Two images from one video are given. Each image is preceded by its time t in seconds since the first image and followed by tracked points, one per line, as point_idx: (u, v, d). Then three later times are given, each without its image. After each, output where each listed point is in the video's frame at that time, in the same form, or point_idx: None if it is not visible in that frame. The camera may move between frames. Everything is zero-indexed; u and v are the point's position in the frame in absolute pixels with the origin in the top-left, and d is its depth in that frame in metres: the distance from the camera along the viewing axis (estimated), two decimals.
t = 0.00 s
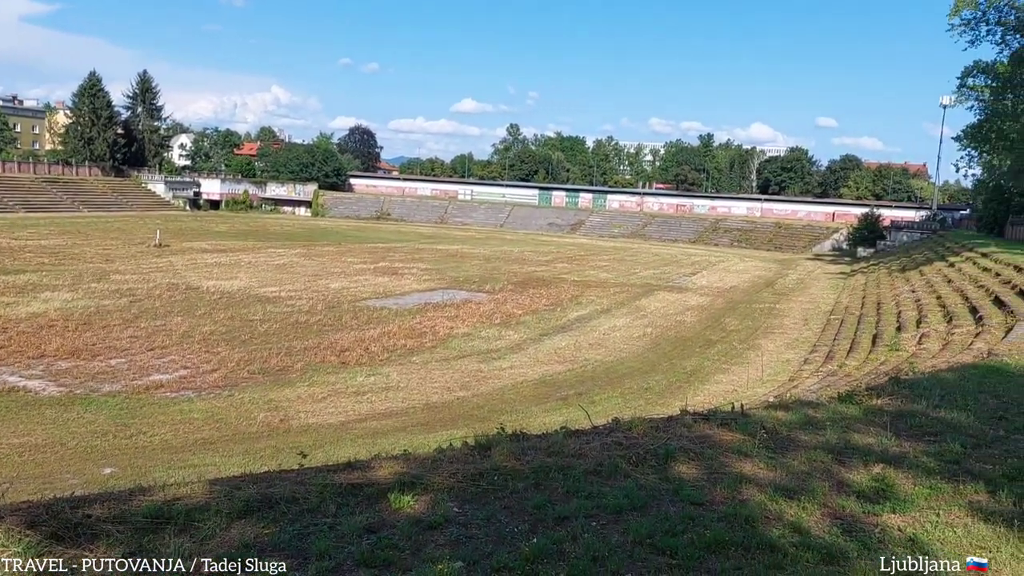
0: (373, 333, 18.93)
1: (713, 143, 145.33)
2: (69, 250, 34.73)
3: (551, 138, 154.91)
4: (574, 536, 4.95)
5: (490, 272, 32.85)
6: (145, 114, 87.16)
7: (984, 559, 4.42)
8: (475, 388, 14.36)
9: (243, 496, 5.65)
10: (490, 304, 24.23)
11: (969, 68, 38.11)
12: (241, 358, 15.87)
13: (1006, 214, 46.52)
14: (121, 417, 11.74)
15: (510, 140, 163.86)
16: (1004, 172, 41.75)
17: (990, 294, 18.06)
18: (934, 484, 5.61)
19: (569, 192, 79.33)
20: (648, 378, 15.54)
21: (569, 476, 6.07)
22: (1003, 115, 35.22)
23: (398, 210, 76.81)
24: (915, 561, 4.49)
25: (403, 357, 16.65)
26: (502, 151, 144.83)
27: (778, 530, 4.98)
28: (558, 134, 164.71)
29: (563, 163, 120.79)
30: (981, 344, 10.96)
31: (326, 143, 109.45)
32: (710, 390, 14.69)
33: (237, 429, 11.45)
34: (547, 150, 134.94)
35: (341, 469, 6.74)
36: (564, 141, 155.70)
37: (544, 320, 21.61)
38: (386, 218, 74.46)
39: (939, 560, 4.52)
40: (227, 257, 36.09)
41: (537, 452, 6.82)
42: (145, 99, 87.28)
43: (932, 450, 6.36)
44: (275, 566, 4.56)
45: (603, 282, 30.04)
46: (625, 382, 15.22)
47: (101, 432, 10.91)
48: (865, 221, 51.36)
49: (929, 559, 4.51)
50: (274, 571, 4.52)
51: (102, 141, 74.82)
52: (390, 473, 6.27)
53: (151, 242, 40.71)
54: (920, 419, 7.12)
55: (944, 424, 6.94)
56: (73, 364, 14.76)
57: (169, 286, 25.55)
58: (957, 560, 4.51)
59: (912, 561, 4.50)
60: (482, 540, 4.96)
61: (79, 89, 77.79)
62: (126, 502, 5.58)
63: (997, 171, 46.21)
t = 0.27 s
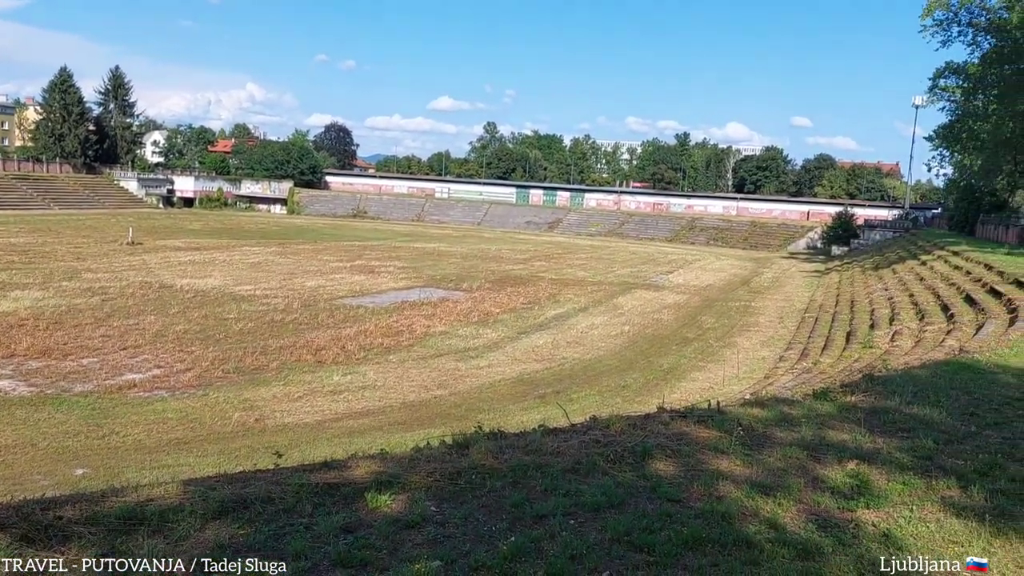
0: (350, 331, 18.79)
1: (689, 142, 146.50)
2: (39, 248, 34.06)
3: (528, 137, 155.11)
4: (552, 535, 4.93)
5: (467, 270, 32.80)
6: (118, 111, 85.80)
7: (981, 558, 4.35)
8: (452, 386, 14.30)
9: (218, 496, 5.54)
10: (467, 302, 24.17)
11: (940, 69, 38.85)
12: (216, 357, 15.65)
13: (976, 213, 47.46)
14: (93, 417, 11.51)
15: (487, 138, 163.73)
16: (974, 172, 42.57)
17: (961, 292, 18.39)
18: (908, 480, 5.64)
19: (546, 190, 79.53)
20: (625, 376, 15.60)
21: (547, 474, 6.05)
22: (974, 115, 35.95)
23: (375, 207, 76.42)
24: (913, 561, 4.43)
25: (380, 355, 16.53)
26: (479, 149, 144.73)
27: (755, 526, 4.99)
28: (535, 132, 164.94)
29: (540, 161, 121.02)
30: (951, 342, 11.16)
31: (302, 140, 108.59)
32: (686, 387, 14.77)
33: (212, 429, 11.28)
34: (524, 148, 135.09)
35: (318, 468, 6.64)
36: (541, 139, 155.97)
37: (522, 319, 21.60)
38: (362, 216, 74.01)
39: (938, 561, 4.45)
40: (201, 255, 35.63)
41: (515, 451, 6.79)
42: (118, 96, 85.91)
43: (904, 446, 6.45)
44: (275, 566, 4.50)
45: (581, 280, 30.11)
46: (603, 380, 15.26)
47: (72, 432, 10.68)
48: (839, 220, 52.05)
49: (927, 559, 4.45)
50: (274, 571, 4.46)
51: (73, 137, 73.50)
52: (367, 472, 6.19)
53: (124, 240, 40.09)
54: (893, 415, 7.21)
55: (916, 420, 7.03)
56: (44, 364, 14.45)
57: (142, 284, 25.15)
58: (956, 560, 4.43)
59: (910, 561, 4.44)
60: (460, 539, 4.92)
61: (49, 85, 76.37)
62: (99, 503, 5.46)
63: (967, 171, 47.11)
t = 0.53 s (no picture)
0: (328, 331, 18.64)
1: (668, 143, 147.37)
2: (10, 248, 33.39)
3: (508, 136, 155.14)
4: (533, 534, 4.92)
5: (447, 270, 32.71)
6: (92, 109, 84.51)
7: (983, 558, 4.31)
8: (431, 386, 14.23)
9: (195, 498, 5.45)
10: (447, 301, 24.08)
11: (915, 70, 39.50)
12: (193, 357, 15.44)
13: (950, 213, 48.27)
14: (68, 418, 11.31)
15: (466, 137, 163.45)
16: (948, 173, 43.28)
17: (936, 291, 18.67)
18: (885, 477, 5.69)
19: (526, 189, 79.65)
20: (606, 375, 15.63)
21: (529, 474, 6.02)
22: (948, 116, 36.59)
23: (354, 207, 76.02)
24: (912, 561, 4.39)
25: (359, 355, 16.41)
26: (459, 148, 144.55)
27: (734, 524, 5.01)
28: (514, 132, 165.31)
29: (520, 161, 121.10)
30: (926, 340, 11.31)
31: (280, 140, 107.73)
32: (666, 386, 14.84)
33: (189, 430, 11.12)
34: (504, 147, 135.11)
35: (297, 469, 6.55)
36: (521, 139, 156.11)
37: (502, 318, 21.56)
38: (341, 216, 73.54)
39: (938, 560, 4.41)
40: (178, 254, 35.16)
41: (496, 450, 6.76)
42: (92, 94, 84.60)
43: (882, 443, 6.51)
44: (275, 567, 4.48)
45: (560, 280, 30.14)
46: (582, 379, 15.28)
47: (46, 434, 10.47)
48: (816, 220, 52.64)
49: (927, 559, 4.41)
50: (275, 571, 4.45)
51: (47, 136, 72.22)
52: (346, 472, 6.12)
53: (98, 239, 39.46)
54: (870, 413, 7.28)
55: (892, 418, 7.11)
56: (16, 365, 14.15)
57: (117, 284, 24.75)
58: (955, 559, 4.39)
59: (909, 560, 4.40)
60: (441, 539, 4.88)
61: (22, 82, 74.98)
62: (74, 506, 5.34)
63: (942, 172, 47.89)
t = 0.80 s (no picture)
0: (304, 333, 18.46)
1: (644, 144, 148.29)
2: None
3: (485, 137, 155.08)
4: (512, 536, 4.89)
5: (424, 271, 32.59)
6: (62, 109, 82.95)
7: (983, 559, 4.30)
8: (409, 388, 14.15)
9: (170, 502, 5.36)
10: (424, 302, 23.98)
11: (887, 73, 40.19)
12: (167, 360, 15.21)
13: (921, 215, 49.08)
14: (38, 422, 11.06)
15: (443, 137, 162.99)
16: (919, 175, 44.03)
17: (908, 291, 18.97)
18: (859, 475, 5.75)
19: (503, 190, 79.70)
20: (583, 375, 15.64)
21: (508, 475, 5.99)
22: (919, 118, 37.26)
23: (329, 208, 75.48)
24: (914, 561, 4.38)
25: (335, 357, 16.27)
26: (435, 149, 144.21)
27: (712, 523, 5.02)
28: (491, 133, 165.26)
29: (497, 161, 121.04)
30: (899, 339, 11.48)
31: (254, 140, 106.66)
32: (643, 386, 14.91)
33: (164, 433, 10.95)
34: (481, 148, 134.98)
35: (273, 472, 6.45)
36: (498, 139, 156.13)
37: (479, 319, 21.52)
38: (317, 216, 72.98)
39: (939, 561, 4.37)
40: (150, 256, 34.63)
41: (474, 452, 6.73)
42: (63, 93, 83.06)
43: (857, 441, 6.57)
44: (275, 566, 4.46)
45: (538, 280, 30.17)
46: (560, 379, 15.30)
47: (15, 439, 10.24)
48: (790, 220, 53.27)
49: (930, 558, 4.39)
50: (275, 571, 4.43)
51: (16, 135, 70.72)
52: (324, 475, 6.04)
53: (69, 241, 38.74)
54: (845, 412, 7.37)
55: (866, 417, 7.19)
56: None
57: (87, 286, 24.31)
58: (957, 559, 4.36)
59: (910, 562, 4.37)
60: (420, 542, 4.84)
61: None
62: (45, 511, 5.23)
63: (913, 173, 48.71)
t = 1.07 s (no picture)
0: (281, 335, 18.28)
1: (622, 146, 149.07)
2: None
3: (463, 137, 154.91)
4: (492, 538, 4.86)
5: (402, 272, 32.44)
6: (33, 109, 81.43)
7: (983, 559, 4.28)
8: (387, 390, 14.06)
9: (146, 507, 5.26)
10: (402, 304, 23.87)
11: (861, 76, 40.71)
12: (141, 363, 14.97)
13: (895, 216, 49.80)
14: (9, 428, 10.82)
15: (421, 138, 162.49)
16: (893, 176, 44.66)
17: (881, 291, 19.23)
18: (837, 475, 5.81)
19: (482, 191, 79.67)
20: (562, 377, 15.64)
21: (488, 478, 5.97)
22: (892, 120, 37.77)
23: (306, 209, 74.87)
24: (914, 561, 4.37)
25: (312, 359, 16.12)
26: (413, 150, 143.79)
27: (692, 523, 5.03)
28: (469, 134, 165.13)
29: (475, 163, 120.92)
30: (874, 339, 11.61)
31: (230, 141, 105.53)
32: (622, 386, 14.95)
33: (138, 438, 10.77)
34: (459, 149, 134.78)
35: (251, 476, 6.35)
36: (476, 141, 156.09)
37: (458, 320, 21.46)
38: (294, 217, 72.35)
39: (938, 561, 4.36)
40: (124, 258, 34.09)
41: (453, 454, 6.69)
42: (33, 93, 81.53)
43: (834, 441, 6.63)
44: (275, 566, 4.46)
45: (517, 282, 30.17)
46: (539, 380, 15.30)
47: None
48: (766, 221, 53.81)
49: (925, 557, 4.38)
50: (275, 570, 4.42)
51: None
52: (302, 479, 5.97)
53: (40, 243, 38.01)
54: (822, 411, 7.44)
55: (843, 416, 7.26)
56: None
57: (59, 289, 23.86)
58: (956, 559, 4.34)
59: (910, 562, 4.35)
60: (399, 546, 4.79)
61: None
62: (18, 518, 5.11)
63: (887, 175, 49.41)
